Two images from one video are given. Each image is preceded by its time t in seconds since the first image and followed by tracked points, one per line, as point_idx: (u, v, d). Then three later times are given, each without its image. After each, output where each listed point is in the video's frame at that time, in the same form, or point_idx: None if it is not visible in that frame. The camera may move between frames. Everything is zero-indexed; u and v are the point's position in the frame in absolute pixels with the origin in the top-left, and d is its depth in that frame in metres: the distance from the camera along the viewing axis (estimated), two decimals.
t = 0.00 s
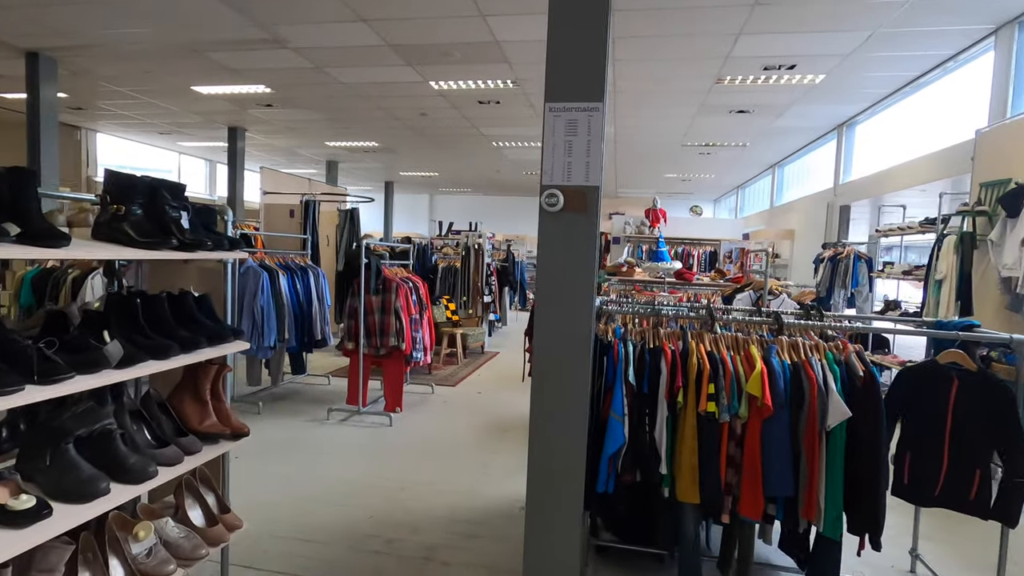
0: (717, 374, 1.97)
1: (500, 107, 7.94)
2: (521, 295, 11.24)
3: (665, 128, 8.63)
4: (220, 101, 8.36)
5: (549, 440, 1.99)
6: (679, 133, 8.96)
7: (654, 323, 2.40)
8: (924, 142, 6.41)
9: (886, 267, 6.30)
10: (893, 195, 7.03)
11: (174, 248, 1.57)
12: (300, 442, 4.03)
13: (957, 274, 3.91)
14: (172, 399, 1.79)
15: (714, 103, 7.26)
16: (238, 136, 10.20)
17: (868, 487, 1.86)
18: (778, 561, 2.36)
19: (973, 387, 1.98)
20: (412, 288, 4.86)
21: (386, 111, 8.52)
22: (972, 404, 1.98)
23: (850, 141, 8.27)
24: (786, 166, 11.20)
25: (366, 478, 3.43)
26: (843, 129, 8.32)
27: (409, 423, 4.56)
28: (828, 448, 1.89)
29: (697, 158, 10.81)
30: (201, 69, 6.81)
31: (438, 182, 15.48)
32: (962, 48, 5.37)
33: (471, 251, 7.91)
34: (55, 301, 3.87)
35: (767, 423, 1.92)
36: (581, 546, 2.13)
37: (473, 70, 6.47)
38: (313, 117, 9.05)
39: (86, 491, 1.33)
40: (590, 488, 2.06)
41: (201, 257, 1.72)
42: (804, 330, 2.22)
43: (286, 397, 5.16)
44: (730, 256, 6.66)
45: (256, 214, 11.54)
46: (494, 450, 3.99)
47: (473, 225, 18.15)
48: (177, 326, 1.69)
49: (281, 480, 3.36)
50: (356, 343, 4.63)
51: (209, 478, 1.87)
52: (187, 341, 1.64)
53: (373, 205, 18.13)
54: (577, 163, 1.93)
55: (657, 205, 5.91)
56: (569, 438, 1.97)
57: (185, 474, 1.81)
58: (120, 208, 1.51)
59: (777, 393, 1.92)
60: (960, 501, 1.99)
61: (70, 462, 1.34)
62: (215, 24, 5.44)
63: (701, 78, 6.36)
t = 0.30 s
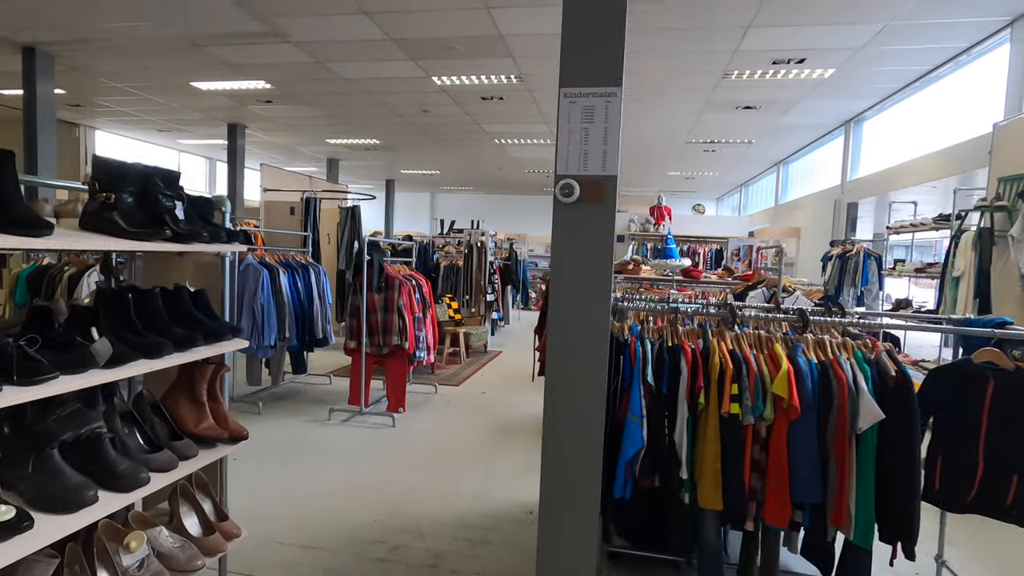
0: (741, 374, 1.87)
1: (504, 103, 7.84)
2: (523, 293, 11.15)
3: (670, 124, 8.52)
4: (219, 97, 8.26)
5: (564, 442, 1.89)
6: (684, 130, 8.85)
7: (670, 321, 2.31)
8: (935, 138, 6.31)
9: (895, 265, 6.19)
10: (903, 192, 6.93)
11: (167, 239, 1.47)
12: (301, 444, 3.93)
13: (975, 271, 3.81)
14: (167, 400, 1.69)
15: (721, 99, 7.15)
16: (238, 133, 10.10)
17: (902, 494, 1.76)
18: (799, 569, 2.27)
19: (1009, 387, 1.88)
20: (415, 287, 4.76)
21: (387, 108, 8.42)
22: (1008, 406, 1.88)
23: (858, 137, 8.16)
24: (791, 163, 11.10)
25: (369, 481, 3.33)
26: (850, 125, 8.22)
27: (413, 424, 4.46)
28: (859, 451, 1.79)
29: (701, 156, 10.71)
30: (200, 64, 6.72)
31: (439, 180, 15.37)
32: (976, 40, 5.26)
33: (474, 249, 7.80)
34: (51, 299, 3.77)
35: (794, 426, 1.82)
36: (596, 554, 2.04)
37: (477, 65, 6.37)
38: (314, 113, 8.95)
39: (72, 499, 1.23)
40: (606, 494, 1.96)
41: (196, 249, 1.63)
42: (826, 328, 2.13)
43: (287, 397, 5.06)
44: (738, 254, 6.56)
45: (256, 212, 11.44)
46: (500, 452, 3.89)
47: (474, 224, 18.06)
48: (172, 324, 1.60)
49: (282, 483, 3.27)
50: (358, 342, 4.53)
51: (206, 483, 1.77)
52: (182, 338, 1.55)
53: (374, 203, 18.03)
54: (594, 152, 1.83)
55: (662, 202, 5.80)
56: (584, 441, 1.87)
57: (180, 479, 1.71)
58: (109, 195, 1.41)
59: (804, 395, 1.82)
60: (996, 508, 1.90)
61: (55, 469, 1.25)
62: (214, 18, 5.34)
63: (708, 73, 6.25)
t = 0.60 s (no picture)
0: (759, 375, 1.78)
1: (504, 100, 7.75)
2: (523, 292, 11.06)
3: (673, 122, 8.43)
4: (217, 94, 8.17)
5: (573, 446, 1.80)
6: (687, 127, 8.77)
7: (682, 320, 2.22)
8: (943, 135, 6.22)
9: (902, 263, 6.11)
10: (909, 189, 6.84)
11: (151, 233, 1.38)
12: (299, 446, 3.84)
13: (988, 269, 3.72)
14: (154, 403, 1.60)
15: (724, 95, 7.06)
16: (236, 131, 10.00)
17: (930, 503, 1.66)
18: None
19: None
20: (415, 286, 4.67)
21: (387, 105, 8.33)
22: None
23: (862, 135, 8.08)
24: (793, 162, 11.01)
25: (368, 485, 3.24)
26: (854, 122, 8.14)
27: (413, 426, 4.37)
28: (884, 456, 1.70)
29: (703, 154, 10.63)
30: (197, 60, 6.62)
31: (438, 179, 15.27)
32: (986, 34, 5.18)
33: (474, 247, 7.71)
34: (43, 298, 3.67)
35: (815, 430, 1.73)
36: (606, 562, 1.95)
37: (478, 61, 6.27)
38: (312, 111, 8.86)
39: (48, 513, 1.14)
40: (616, 500, 1.88)
41: (184, 243, 1.54)
42: (844, 326, 2.05)
43: (285, 398, 4.96)
44: (743, 253, 6.46)
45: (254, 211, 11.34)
46: (503, 454, 3.80)
47: (474, 223, 17.96)
48: (159, 323, 1.50)
49: (279, 487, 3.17)
50: (357, 342, 4.44)
51: (196, 492, 1.70)
52: (169, 338, 1.45)
53: (373, 203, 17.94)
54: (604, 141, 1.74)
55: (664, 201, 5.72)
56: (594, 444, 1.78)
57: (169, 488, 1.63)
58: (89, 185, 1.32)
59: (826, 398, 1.73)
60: None
61: (29, 479, 1.16)
62: (211, 12, 5.25)
63: (712, 68, 6.16)
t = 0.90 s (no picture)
0: (782, 386, 1.67)
1: (504, 98, 7.62)
2: (523, 292, 10.94)
3: (676, 120, 8.32)
4: (212, 92, 8.03)
5: (583, 460, 1.68)
6: (690, 126, 8.65)
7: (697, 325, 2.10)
8: (951, 134, 6.10)
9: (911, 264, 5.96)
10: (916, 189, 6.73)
11: (122, 232, 1.26)
12: (294, 454, 3.71)
13: (1004, 271, 3.60)
14: (129, 418, 1.47)
15: (728, 93, 6.95)
16: (232, 129, 9.86)
17: (969, 524, 1.54)
18: None
19: None
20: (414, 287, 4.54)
21: (385, 103, 8.20)
22: None
23: (868, 134, 7.97)
24: (796, 161, 10.91)
25: (366, 495, 3.12)
26: (859, 121, 8.04)
27: (412, 431, 4.25)
28: (918, 474, 1.58)
29: (704, 153, 10.52)
30: (191, 56, 6.49)
31: (437, 179, 15.15)
32: (998, 30, 5.07)
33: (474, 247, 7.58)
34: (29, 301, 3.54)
35: (843, 445, 1.61)
36: None
37: (478, 58, 6.15)
38: (309, 109, 8.72)
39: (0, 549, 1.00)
40: (629, 519, 1.76)
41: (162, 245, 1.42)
42: (870, 332, 1.93)
43: (280, 402, 4.83)
44: (748, 254, 6.28)
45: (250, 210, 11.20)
46: (504, 462, 3.68)
47: (473, 223, 17.84)
48: (133, 331, 1.38)
49: (272, 499, 3.04)
50: (354, 345, 4.31)
51: (176, 513, 1.58)
52: (142, 348, 1.32)
53: (371, 202, 17.79)
54: (618, 135, 1.62)
55: (668, 200, 5.60)
56: (605, 458, 1.66)
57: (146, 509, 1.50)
58: (53, 179, 1.20)
59: (857, 410, 1.61)
60: None
61: None
62: (205, 6, 5.11)
63: (717, 65, 6.05)
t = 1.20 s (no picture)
0: (796, 399, 1.58)
1: (501, 97, 7.53)
2: (520, 294, 10.84)
3: (674, 121, 8.26)
4: (205, 91, 7.92)
5: (586, 476, 1.59)
6: (688, 127, 8.59)
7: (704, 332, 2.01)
8: (952, 135, 6.05)
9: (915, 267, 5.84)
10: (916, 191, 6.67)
11: (90, 236, 1.19)
12: (285, 462, 3.61)
13: (1012, 275, 3.53)
14: (102, 436, 1.40)
15: (728, 93, 6.88)
16: (226, 128, 9.74)
17: (995, 546, 1.46)
18: None
19: None
20: (409, 290, 4.44)
21: (381, 102, 8.10)
22: None
23: (867, 135, 7.92)
24: (794, 162, 10.86)
25: (359, 506, 3.02)
26: (859, 122, 7.99)
27: (407, 438, 4.15)
28: (940, 493, 1.50)
29: (702, 154, 10.46)
30: (183, 54, 6.38)
31: (433, 179, 15.05)
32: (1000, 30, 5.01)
33: (471, 249, 7.50)
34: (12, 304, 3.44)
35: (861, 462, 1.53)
36: None
37: (474, 56, 6.06)
38: (304, 108, 8.61)
39: None
40: (635, 539, 1.67)
41: (137, 251, 1.34)
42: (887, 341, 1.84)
43: (272, 407, 4.72)
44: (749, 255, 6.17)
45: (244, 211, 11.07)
46: (501, 471, 3.58)
47: (470, 223, 17.74)
48: (105, 345, 1.31)
49: (262, 510, 2.94)
50: (348, 349, 4.21)
51: (152, 536, 1.52)
52: (113, 361, 1.26)
53: (367, 202, 17.67)
54: (625, 133, 1.53)
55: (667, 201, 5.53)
56: (610, 474, 1.57)
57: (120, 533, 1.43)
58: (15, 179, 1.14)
59: (876, 425, 1.53)
60: None
61: None
62: (196, 3, 5.01)
63: (716, 65, 5.98)
